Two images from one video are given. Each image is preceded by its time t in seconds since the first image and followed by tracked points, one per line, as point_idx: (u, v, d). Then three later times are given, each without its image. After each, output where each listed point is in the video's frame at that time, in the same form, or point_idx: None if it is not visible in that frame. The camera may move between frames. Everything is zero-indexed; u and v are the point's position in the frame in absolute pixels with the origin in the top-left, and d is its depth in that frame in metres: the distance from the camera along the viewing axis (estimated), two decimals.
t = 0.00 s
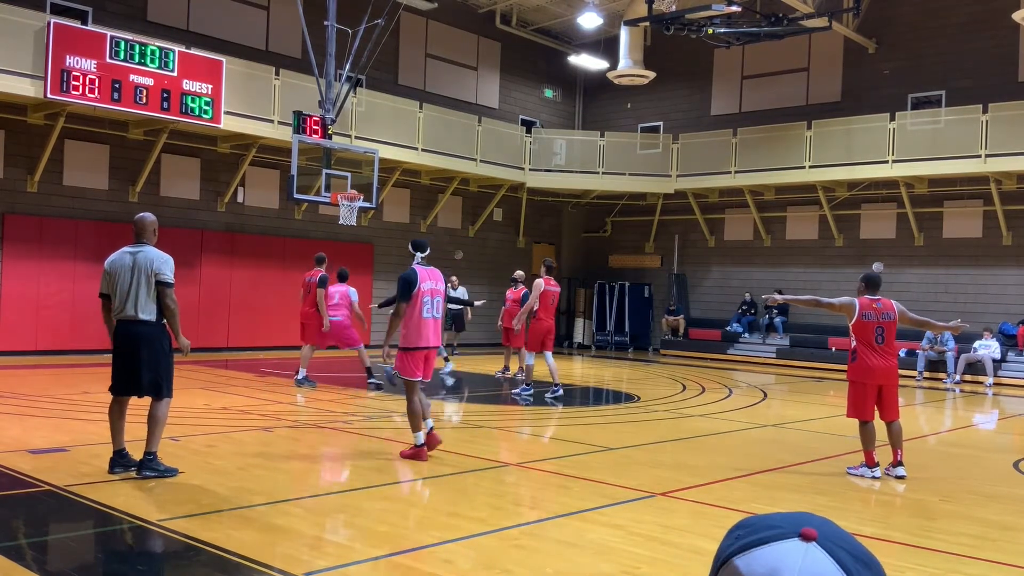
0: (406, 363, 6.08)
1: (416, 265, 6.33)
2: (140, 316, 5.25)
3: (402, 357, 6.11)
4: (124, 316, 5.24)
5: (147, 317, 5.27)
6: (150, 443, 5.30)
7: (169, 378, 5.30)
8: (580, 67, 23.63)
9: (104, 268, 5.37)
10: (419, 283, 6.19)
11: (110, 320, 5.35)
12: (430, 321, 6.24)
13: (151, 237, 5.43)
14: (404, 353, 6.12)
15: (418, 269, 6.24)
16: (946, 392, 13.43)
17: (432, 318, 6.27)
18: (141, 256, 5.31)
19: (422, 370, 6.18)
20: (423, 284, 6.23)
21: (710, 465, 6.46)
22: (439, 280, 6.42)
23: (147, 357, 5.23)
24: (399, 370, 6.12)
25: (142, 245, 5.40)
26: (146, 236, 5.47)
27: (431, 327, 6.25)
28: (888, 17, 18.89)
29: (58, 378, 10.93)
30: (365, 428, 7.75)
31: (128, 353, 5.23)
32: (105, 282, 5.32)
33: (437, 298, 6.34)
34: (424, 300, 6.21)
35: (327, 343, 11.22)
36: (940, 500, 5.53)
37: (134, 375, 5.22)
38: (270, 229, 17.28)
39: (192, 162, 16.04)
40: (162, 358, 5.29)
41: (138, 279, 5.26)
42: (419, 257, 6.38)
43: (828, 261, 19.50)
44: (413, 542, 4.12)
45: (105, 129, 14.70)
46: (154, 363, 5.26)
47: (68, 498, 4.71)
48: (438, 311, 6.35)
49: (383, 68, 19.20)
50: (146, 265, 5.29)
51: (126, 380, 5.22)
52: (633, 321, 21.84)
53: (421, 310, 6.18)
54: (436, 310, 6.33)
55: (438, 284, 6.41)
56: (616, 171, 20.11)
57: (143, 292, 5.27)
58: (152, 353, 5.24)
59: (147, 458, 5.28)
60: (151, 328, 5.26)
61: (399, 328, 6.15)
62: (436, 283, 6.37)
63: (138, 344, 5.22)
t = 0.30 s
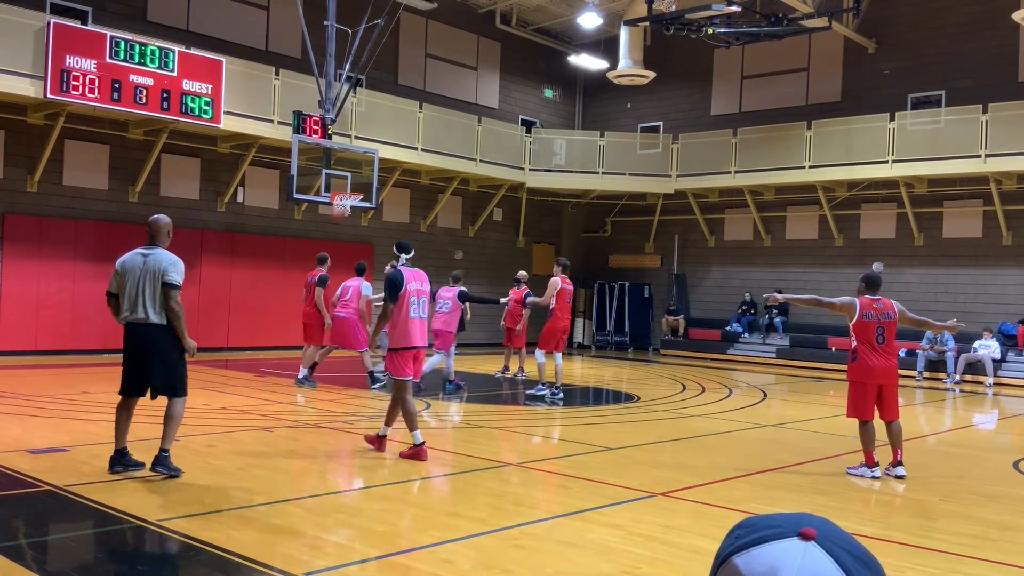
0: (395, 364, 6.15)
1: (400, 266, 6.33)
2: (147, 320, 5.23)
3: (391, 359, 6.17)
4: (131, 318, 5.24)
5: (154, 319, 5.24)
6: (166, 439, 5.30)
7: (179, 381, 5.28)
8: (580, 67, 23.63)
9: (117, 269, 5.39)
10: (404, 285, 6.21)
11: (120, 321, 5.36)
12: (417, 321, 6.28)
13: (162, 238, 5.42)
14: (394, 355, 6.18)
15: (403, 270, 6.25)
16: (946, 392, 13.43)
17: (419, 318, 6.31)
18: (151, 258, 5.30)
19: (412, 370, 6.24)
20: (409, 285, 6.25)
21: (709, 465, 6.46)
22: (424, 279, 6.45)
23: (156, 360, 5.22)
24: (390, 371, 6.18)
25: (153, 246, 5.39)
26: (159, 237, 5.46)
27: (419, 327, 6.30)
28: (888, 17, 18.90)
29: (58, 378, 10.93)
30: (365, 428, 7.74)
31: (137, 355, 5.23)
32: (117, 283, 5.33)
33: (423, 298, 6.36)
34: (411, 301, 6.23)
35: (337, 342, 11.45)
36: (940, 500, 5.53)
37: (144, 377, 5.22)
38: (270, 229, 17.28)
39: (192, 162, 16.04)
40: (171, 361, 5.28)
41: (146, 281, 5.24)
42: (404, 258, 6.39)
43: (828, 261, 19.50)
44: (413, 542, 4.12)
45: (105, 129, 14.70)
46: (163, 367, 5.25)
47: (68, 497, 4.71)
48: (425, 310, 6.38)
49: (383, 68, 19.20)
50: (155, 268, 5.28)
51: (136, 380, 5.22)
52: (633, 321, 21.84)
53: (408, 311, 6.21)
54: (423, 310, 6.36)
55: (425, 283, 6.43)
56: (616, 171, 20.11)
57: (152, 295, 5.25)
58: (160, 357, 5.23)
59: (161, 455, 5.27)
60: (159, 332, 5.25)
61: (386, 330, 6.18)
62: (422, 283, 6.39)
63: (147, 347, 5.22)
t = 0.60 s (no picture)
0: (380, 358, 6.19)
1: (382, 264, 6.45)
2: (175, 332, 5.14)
3: (374, 353, 6.19)
4: (152, 331, 5.16)
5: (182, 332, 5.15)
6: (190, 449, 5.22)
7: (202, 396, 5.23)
8: (580, 67, 23.63)
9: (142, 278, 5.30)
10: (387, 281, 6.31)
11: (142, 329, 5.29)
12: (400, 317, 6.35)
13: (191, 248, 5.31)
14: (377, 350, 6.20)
15: (386, 267, 6.37)
16: (946, 392, 13.41)
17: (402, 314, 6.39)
18: (176, 272, 5.19)
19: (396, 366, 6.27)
20: (391, 282, 6.35)
21: (709, 465, 6.46)
22: (405, 280, 6.57)
23: (182, 373, 5.16)
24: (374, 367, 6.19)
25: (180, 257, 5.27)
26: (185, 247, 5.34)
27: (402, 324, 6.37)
28: (888, 17, 18.90)
29: (58, 378, 10.93)
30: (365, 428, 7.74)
31: (161, 367, 5.16)
32: (140, 293, 5.25)
33: (404, 296, 6.46)
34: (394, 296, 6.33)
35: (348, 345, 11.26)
36: (940, 500, 5.53)
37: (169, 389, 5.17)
38: (270, 229, 17.28)
39: (192, 162, 16.03)
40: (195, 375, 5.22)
41: (169, 296, 5.15)
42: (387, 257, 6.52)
43: (828, 261, 19.49)
44: (413, 542, 4.12)
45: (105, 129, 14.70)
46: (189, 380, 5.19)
47: (68, 497, 4.71)
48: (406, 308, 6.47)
49: (383, 68, 19.21)
50: (178, 283, 5.16)
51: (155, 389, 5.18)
52: (633, 321, 21.84)
53: (391, 306, 6.29)
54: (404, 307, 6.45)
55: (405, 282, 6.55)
56: (616, 171, 20.10)
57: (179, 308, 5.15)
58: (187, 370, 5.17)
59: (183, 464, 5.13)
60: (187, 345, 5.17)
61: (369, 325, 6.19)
62: (403, 282, 6.51)
63: (167, 361, 5.15)
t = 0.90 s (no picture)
0: (349, 356, 6.31)
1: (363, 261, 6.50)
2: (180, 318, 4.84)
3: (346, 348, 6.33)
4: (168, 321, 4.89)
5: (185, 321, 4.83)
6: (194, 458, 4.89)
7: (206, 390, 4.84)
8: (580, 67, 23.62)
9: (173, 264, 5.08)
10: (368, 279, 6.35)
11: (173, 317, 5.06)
12: (377, 315, 6.42)
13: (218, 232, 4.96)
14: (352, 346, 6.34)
15: (368, 265, 6.41)
16: (946, 392, 13.40)
17: (380, 313, 6.45)
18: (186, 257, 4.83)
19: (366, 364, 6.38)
20: (373, 279, 6.40)
21: (709, 465, 6.46)
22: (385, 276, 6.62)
23: (185, 363, 4.84)
24: (343, 363, 6.31)
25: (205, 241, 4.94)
26: (214, 230, 5.01)
27: (379, 322, 6.43)
28: (888, 17, 18.90)
29: (58, 378, 10.94)
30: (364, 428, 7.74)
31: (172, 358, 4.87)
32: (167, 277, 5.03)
33: (383, 294, 6.51)
34: (373, 295, 6.39)
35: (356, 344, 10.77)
36: (940, 500, 5.53)
37: (172, 378, 4.87)
38: (270, 229, 17.28)
39: (192, 162, 16.03)
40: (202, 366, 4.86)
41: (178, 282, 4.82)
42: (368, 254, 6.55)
43: (828, 261, 19.49)
44: (413, 542, 4.12)
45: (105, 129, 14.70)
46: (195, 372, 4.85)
47: (68, 497, 4.71)
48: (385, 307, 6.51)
49: (384, 68, 19.21)
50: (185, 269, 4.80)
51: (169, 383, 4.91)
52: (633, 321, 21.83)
53: (368, 305, 6.35)
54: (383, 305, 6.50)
55: (385, 280, 6.60)
56: (617, 171, 20.10)
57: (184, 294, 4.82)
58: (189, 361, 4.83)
59: (189, 473, 4.87)
60: (188, 336, 4.83)
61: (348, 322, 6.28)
62: (384, 279, 6.55)
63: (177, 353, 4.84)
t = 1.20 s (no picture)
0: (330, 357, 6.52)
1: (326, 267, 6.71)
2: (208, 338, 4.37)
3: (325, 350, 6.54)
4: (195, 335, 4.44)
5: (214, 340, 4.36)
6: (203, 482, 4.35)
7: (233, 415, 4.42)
8: (580, 67, 23.62)
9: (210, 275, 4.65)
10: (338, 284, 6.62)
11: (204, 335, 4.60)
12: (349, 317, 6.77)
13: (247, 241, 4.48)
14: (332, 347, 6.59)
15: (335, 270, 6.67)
16: (946, 391, 13.39)
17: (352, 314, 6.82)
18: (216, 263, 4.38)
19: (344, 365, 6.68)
20: (343, 284, 6.73)
21: (709, 465, 6.45)
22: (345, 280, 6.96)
23: (208, 389, 4.40)
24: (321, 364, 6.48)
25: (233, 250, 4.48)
26: (243, 238, 4.54)
27: (351, 323, 6.80)
28: (887, 17, 18.91)
29: (58, 378, 10.94)
30: (364, 428, 7.73)
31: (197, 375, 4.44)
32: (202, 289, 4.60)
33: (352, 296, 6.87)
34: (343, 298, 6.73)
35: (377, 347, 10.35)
36: (941, 500, 5.53)
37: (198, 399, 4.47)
38: (270, 228, 17.27)
39: (192, 162, 16.03)
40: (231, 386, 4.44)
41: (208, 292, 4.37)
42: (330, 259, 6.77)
43: (827, 260, 19.50)
44: (413, 542, 4.12)
45: (105, 129, 14.70)
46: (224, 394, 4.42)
47: (68, 497, 4.71)
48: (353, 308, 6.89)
49: (383, 68, 19.20)
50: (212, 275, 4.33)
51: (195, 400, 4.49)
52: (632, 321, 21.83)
53: (343, 308, 6.69)
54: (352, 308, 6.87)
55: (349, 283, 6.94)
56: (617, 171, 20.10)
57: (211, 309, 4.35)
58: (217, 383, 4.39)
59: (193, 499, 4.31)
60: (216, 356, 4.38)
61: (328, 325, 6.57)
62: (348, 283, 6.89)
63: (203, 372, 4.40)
